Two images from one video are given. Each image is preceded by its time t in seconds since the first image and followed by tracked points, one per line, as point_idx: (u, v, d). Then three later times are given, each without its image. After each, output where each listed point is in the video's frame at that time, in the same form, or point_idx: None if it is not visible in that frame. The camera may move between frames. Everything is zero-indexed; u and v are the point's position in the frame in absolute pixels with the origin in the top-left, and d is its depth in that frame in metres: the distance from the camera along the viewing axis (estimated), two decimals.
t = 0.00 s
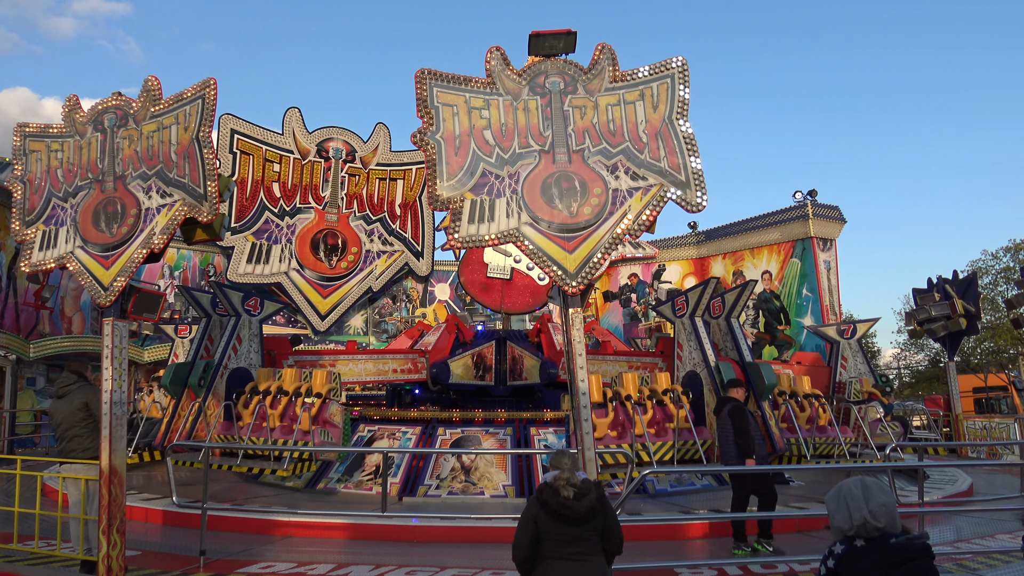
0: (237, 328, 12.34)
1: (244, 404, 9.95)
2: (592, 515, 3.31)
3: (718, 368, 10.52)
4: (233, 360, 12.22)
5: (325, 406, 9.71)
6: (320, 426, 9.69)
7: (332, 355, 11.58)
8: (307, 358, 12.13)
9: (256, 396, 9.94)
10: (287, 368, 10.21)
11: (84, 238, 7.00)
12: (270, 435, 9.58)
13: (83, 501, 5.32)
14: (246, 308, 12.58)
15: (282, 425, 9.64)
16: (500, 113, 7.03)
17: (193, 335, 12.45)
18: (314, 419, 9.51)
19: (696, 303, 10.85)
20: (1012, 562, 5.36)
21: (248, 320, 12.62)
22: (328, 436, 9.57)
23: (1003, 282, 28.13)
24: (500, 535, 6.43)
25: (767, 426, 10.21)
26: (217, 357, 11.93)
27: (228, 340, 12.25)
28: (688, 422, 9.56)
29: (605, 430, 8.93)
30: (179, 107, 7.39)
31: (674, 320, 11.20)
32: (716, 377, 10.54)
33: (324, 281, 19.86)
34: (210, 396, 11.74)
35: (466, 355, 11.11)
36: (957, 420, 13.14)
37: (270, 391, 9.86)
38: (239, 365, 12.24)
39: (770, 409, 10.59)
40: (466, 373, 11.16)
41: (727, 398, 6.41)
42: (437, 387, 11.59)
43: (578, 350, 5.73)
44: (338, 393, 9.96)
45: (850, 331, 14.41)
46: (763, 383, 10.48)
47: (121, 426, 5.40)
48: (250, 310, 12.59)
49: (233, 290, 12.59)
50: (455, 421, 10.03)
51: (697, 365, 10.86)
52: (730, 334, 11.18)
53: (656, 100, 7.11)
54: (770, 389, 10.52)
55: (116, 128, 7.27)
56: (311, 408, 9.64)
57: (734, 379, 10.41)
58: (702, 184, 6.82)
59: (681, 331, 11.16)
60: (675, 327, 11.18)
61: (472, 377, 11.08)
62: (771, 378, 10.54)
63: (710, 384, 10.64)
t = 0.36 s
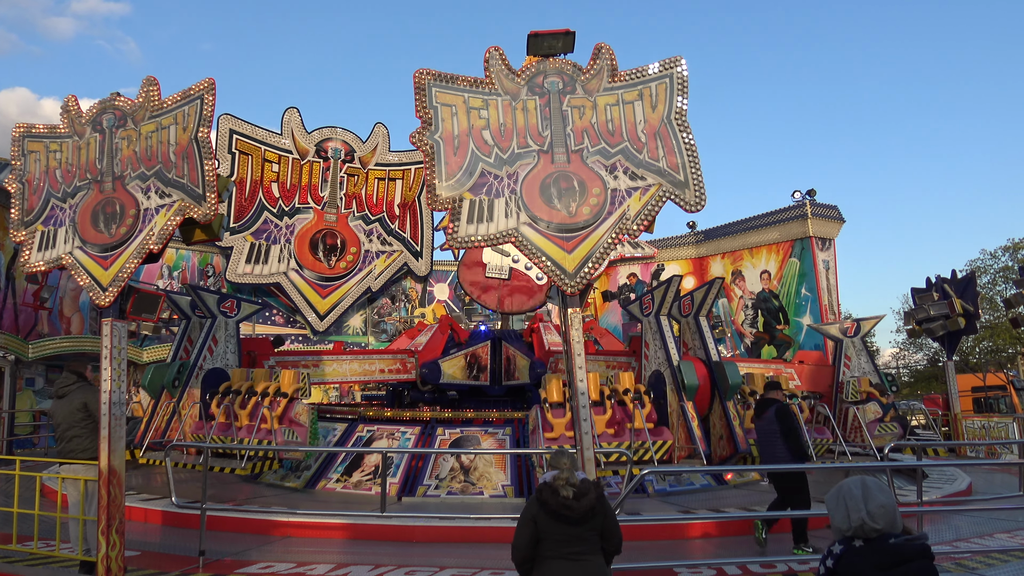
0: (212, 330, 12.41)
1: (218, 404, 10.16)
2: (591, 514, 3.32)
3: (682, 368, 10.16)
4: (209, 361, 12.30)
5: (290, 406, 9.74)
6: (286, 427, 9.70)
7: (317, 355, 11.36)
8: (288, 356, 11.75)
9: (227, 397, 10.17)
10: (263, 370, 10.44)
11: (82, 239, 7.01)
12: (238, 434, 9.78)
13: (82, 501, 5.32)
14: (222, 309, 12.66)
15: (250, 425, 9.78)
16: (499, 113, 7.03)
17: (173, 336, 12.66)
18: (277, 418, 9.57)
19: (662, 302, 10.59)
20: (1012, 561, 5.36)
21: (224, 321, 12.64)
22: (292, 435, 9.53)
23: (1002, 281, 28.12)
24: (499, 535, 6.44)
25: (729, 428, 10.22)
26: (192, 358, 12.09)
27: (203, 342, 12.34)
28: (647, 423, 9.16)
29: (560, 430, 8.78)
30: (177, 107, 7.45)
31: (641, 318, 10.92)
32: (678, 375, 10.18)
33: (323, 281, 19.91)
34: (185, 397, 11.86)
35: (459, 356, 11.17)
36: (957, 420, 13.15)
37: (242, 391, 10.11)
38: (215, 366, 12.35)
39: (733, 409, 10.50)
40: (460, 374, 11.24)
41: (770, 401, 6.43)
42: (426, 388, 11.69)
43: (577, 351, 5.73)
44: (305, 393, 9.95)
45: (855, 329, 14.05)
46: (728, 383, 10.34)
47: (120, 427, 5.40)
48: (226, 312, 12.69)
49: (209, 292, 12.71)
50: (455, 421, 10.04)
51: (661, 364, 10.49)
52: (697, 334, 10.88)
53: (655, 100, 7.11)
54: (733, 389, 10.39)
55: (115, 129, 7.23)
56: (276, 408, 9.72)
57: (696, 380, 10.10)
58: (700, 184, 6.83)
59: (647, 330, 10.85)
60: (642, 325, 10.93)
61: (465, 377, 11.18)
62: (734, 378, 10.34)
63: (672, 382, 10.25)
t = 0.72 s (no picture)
0: (190, 332, 12.42)
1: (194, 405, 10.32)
2: (590, 515, 3.32)
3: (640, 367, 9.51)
4: (187, 363, 12.28)
5: (259, 405, 9.84)
6: (256, 427, 9.77)
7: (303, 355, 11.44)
8: (273, 357, 11.66)
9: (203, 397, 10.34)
10: (240, 370, 10.55)
11: (81, 240, 7.00)
12: (211, 433, 10.01)
13: (81, 503, 5.32)
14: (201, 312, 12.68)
15: (223, 425, 9.98)
16: (498, 114, 7.03)
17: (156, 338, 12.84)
18: (245, 418, 9.72)
19: (624, 301, 10.22)
20: (1011, 560, 5.36)
21: (203, 323, 12.66)
22: (259, 434, 9.62)
23: (1001, 280, 28.13)
24: (499, 535, 6.44)
25: (690, 429, 9.41)
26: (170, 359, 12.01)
27: (181, 344, 12.37)
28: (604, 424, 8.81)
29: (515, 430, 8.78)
30: (176, 109, 7.40)
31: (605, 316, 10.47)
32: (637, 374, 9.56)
33: (323, 282, 20.54)
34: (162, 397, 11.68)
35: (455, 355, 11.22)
36: (956, 419, 13.16)
37: (217, 391, 10.31)
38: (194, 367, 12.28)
39: (696, 409, 9.67)
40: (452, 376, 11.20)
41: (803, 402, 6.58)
42: (418, 388, 11.74)
43: (576, 350, 5.73)
44: (276, 393, 10.02)
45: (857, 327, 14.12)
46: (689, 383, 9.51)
47: (120, 428, 5.40)
48: (206, 314, 12.72)
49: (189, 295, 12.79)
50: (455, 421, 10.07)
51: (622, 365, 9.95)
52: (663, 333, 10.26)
53: (654, 100, 7.11)
54: (695, 389, 9.57)
55: (114, 130, 7.26)
56: (246, 408, 9.88)
57: (655, 380, 9.29)
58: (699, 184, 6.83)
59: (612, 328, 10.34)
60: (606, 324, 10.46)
61: (459, 377, 11.20)
62: (696, 377, 9.50)
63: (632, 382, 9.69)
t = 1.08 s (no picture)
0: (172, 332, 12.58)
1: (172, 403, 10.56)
2: (589, 514, 3.32)
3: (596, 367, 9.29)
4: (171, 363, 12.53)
5: (230, 404, 10.05)
6: (229, 425, 10.00)
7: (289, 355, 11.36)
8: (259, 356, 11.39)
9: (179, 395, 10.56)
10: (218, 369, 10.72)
11: (81, 240, 7.01)
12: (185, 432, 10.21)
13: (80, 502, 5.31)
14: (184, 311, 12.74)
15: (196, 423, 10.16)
16: (497, 113, 7.03)
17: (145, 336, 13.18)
18: (216, 417, 9.93)
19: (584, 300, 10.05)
20: (1010, 559, 5.38)
21: (186, 323, 12.77)
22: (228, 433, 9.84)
23: (1000, 280, 28.15)
24: (497, 534, 6.44)
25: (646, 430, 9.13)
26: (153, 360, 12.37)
27: (164, 344, 12.59)
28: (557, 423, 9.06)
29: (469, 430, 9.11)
30: (175, 108, 7.33)
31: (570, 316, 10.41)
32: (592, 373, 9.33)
33: (322, 282, 20.50)
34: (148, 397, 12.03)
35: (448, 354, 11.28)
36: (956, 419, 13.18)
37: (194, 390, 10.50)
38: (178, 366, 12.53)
39: (655, 410, 9.37)
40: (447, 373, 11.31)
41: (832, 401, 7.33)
42: (410, 387, 11.82)
43: (575, 349, 5.72)
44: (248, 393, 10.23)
45: (857, 325, 14.22)
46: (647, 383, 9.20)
47: (118, 427, 5.39)
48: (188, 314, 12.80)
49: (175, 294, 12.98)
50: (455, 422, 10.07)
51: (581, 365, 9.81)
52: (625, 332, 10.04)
53: (653, 100, 7.12)
54: (654, 389, 9.31)
55: (113, 129, 7.27)
56: (218, 407, 10.05)
57: (609, 380, 9.08)
58: (699, 183, 6.83)
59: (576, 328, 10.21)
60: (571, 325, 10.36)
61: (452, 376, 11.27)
62: (654, 376, 9.22)
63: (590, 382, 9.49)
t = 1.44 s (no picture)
0: (159, 334, 13.78)
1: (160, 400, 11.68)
2: (588, 512, 3.32)
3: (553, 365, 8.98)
4: (157, 363, 13.77)
5: (206, 403, 11.21)
6: (204, 422, 11.17)
7: (276, 354, 11.74)
8: (249, 355, 11.73)
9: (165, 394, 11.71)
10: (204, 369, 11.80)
11: (79, 239, 7.02)
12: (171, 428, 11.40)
13: (80, 501, 5.31)
14: (170, 314, 13.92)
15: (179, 421, 11.29)
16: (496, 111, 7.03)
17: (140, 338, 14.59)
18: (193, 415, 11.09)
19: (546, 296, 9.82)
20: (1009, 557, 5.39)
21: (171, 325, 13.90)
22: (204, 431, 11.01)
23: (1000, 278, 28.14)
24: (497, 533, 6.44)
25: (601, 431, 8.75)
26: (141, 360, 13.61)
27: (152, 345, 13.88)
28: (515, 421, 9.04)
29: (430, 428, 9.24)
30: (175, 107, 7.26)
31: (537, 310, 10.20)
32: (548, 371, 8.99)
33: (323, 280, 20.89)
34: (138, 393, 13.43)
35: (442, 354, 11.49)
36: (955, 417, 13.19)
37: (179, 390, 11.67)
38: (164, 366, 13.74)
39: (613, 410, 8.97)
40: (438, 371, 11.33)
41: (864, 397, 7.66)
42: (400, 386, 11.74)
43: (575, 348, 5.73)
44: (221, 392, 11.35)
45: (855, 321, 14.19)
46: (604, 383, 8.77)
47: (118, 427, 5.39)
48: (173, 317, 13.92)
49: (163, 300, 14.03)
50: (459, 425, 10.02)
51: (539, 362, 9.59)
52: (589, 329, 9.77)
53: (652, 98, 7.10)
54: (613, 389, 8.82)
55: (112, 128, 7.21)
56: (195, 405, 11.27)
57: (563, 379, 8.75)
58: (698, 182, 6.82)
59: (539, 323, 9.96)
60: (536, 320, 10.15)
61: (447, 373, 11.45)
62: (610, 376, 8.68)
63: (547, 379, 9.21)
